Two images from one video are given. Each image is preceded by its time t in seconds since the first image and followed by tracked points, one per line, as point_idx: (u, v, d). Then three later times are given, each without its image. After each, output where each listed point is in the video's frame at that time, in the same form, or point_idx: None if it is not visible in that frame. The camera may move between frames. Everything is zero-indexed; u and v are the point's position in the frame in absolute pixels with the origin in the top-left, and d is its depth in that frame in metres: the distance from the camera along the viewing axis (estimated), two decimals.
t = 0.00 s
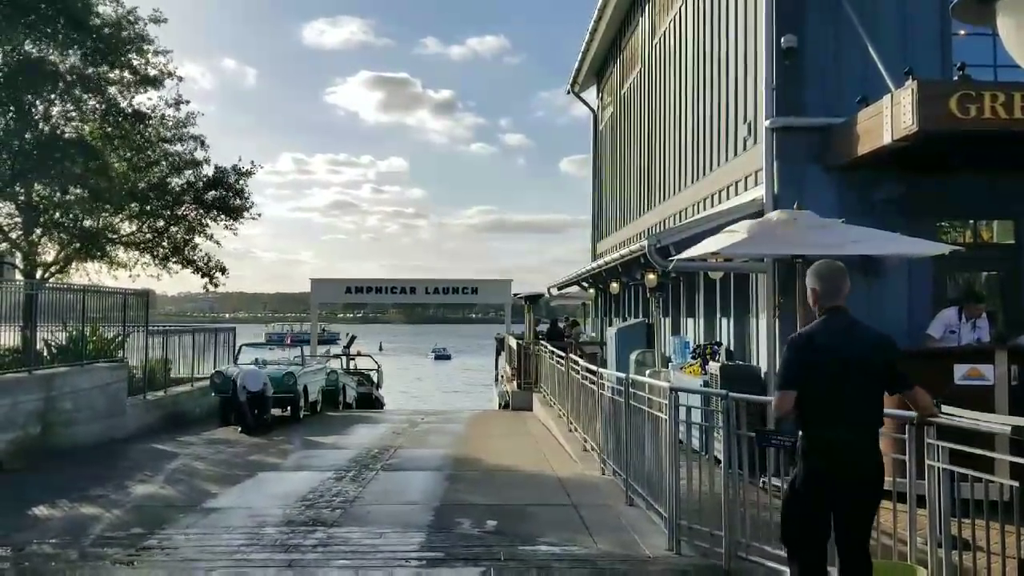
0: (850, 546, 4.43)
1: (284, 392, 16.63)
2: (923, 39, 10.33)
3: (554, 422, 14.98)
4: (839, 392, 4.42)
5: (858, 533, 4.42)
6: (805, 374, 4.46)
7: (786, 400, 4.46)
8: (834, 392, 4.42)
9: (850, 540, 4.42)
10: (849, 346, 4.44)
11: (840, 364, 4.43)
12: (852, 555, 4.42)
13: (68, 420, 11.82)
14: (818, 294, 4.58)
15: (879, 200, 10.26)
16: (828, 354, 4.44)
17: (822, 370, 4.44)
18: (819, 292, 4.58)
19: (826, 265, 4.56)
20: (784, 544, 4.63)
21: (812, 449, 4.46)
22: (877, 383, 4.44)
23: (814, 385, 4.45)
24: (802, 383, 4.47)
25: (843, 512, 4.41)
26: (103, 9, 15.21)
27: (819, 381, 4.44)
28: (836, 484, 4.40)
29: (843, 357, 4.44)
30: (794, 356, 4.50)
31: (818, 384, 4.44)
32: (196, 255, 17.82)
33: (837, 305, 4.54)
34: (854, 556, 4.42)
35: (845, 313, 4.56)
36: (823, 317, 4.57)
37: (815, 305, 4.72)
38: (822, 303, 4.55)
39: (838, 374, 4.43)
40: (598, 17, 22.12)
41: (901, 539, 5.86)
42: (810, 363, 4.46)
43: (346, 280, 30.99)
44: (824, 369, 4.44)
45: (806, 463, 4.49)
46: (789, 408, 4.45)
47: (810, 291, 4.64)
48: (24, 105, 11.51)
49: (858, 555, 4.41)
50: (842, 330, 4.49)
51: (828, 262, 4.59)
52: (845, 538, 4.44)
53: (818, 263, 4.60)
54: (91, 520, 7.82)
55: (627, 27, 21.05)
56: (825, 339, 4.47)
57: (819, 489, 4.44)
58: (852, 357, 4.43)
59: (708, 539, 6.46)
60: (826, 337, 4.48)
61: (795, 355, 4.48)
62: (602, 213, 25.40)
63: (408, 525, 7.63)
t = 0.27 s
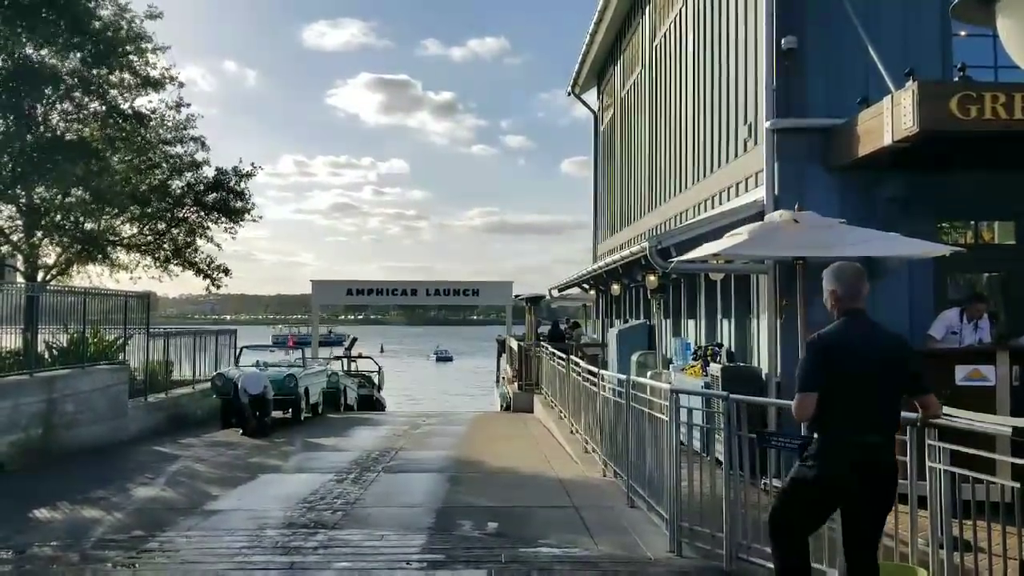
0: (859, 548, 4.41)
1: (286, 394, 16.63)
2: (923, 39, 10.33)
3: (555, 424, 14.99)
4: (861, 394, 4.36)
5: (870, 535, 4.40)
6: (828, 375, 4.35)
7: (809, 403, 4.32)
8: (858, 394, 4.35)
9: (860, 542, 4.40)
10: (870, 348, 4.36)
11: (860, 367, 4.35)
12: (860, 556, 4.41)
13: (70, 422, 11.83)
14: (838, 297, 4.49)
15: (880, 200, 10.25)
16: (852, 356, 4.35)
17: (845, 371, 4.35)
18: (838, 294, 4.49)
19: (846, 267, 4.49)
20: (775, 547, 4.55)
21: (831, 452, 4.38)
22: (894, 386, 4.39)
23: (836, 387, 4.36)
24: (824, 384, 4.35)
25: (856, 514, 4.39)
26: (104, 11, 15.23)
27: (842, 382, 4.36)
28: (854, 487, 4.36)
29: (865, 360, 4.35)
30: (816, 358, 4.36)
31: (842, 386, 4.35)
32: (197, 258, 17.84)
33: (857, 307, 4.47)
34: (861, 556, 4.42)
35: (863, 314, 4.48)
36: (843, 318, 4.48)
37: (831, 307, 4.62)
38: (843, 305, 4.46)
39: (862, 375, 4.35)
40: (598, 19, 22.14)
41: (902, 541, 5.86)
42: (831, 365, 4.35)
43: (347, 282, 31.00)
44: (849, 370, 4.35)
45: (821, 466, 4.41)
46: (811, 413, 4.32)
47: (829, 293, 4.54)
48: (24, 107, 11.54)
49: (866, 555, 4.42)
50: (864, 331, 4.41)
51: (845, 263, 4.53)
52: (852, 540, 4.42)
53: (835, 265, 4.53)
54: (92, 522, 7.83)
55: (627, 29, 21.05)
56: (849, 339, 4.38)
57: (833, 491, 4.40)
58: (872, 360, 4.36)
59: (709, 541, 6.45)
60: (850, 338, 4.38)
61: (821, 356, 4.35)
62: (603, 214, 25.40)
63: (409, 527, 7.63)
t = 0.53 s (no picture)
0: (865, 551, 4.41)
1: (289, 395, 16.64)
2: (927, 40, 10.32)
3: (558, 425, 14.99)
4: (873, 397, 4.35)
5: (877, 538, 4.40)
6: (841, 377, 4.34)
7: (820, 403, 4.32)
8: (871, 397, 4.34)
9: (867, 545, 4.40)
10: (882, 351, 4.35)
11: (873, 370, 4.34)
12: (865, 560, 4.41)
13: (73, 423, 11.84)
14: (855, 299, 4.48)
15: (883, 202, 10.24)
16: (865, 358, 4.34)
17: (857, 375, 4.34)
18: (855, 296, 4.48)
19: (863, 269, 4.48)
20: (779, 546, 4.56)
21: (841, 453, 4.38)
22: (905, 389, 4.39)
23: (847, 389, 4.35)
24: (837, 386, 4.35)
25: (864, 516, 4.38)
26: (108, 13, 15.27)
27: (854, 385, 4.35)
28: (863, 490, 4.36)
29: (877, 362, 4.34)
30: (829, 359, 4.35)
31: (855, 389, 4.34)
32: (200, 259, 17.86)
33: (873, 310, 4.47)
34: (866, 559, 4.41)
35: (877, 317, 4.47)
36: (857, 321, 4.47)
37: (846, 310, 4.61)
38: (858, 307, 4.45)
39: (876, 379, 4.34)
40: (601, 20, 22.15)
41: (906, 543, 5.84)
42: (844, 367, 4.34)
43: (350, 283, 31.01)
44: (865, 373, 4.34)
45: (830, 468, 4.41)
46: (821, 413, 4.32)
47: (845, 296, 4.52)
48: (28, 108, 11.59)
49: (873, 558, 4.41)
50: (877, 333, 4.40)
51: (859, 265, 4.53)
52: (858, 544, 4.41)
53: (850, 267, 4.52)
54: (95, 523, 7.84)
55: (630, 30, 21.06)
56: (862, 342, 4.37)
57: (841, 493, 4.41)
58: (884, 363, 4.35)
59: (712, 542, 6.45)
60: (863, 339, 4.37)
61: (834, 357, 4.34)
62: (606, 216, 25.41)
63: (412, 528, 7.63)
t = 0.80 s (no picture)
0: (871, 556, 4.40)
1: (292, 397, 16.64)
2: (931, 43, 10.31)
3: (561, 427, 15.00)
4: (879, 402, 4.34)
5: (882, 544, 4.39)
6: (846, 381, 4.34)
7: (825, 407, 4.32)
8: (877, 402, 4.33)
9: (872, 551, 4.39)
10: (889, 355, 4.35)
11: (879, 374, 4.34)
12: (871, 565, 4.40)
13: (77, 425, 11.86)
14: (862, 302, 4.48)
15: (887, 204, 10.23)
16: (871, 362, 4.33)
17: (864, 379, 4.34)
18: (862, 300, 4.48)
19: (870, 272, 4.48)
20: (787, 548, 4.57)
21: (846, 458, 4.38)
22: (911, 393, 4.38)
23: (854, 393, 4.35)
24: (842, 390, 4.35)
25: (869, 521, 4.38)
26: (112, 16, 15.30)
27: (860, 389, 4.35)
28: (868, 494, 4.36)
29: (883, 367, 4.34)
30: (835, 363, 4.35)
31: (860, 394, 4.34)
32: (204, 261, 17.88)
33: (879, 313, 4.47)
34: (872, 565, 4.40)
35: (884, 321, 4.46)
36: (863, 325, 4.47)
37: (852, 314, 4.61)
38: (865, 311, 4.46)
39: (881, 384, 4.34)
40: (605, 23, 22.14)
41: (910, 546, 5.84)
42: (850, 371, 4.34)
43: (353, 285, 31.02)
44: (870, 378, 4.33)
45: (835, 471, 4.42)
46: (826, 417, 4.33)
47: (851, 299, 4.52)
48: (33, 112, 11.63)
49: (878, 564, 4.40)
50: (884, 337, 4.39)
51: (866, 268, 4.52)
52: (864, 549, 4.41)
53: (857, 270, 4.51)
54: (99, 525, 7.84)
55: (633, 32, 21.06)
56: (867, 346, 4.36)
57: (847, 498, 4.41)
58: (891, 367, 4.34)
59: (716, 545, 6.44)
60: (870, 344, 4.37)
61: (839, 362, 4.34)
62: (609, 218, 25.40)
63: (415, 531, 7.63)
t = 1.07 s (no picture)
0: (873, 558, 4.40)
1: (295, 398, 16.64)
2: (935, 43, 10.30)
3: (564, 428, 15.00)
4: (882, 402, 4.33)
5: (884, 545, 4.39)
6: (847, 383, 4.34)
7: (825, 409, 4.34)
8: (877, 405, 4.33)
9: (874, 553, 4.39)
10: (890, 355, 4.34)
11: (881, 376, 4.33)
12: (873, 567, 4.40)
13: (81, 425, 11.88)
14: (862, 304, 4.47)
15: (891, 205, 10.23)
16: (873, 363, 4.33)
17: (865, 379, 4.33)
18: (863, 301, 4.47)
19: (870, 274, 4.48)
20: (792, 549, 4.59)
21: (847, 460, 4.39)
22: (914, 394, 4.36)
23: (855, 394, 4.35)
24: (843, 391, 4.35)
25: (871, 522, 4.38)
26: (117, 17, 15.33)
27: (861, 391, 4.34)
28: (869, 495, 4.37)
29: (884, 367, 4.33)
30: (836, 365, 4.35)
31: (861, 396, 4.34)
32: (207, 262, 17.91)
33: (880, 314, 4.46)
34: (875, 567, 4.40)
35: (887, 322, 4.45)
36: (864, 326, 4.46)
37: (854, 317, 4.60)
38: (866, 312, 4.45)
39: (881, 386, 4.33)
40: (608, 24, 22.13)
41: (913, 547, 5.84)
42: (850, 374, 4.34)
43: (356, 285, 31.03)
44: (869, 380, 4.33)
45: (837, 472, 4.42)
46: (825, 418, 4.35)
47: (852, 300, 4.51)
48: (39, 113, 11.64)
49: (880, 565, 4.40)
50: (884, 339, 4.38)
51: (867, 270, 4.52)
52: (865, 551, 4.41)
53: (858, 272, 4.51)
54: (103, 525, 7.86)
55: (637, 33, 21.06)
56: (867, 348, 4.36)
57: (848, 500, 4.41)
58: (893, 368, 4.33)
59: (719, 546, 6.44)
60: (870, 346, 4.37)
61: (838, 364, 4.34)
62: (612, 219, 25.39)
63: (418, 531, 7.64)
